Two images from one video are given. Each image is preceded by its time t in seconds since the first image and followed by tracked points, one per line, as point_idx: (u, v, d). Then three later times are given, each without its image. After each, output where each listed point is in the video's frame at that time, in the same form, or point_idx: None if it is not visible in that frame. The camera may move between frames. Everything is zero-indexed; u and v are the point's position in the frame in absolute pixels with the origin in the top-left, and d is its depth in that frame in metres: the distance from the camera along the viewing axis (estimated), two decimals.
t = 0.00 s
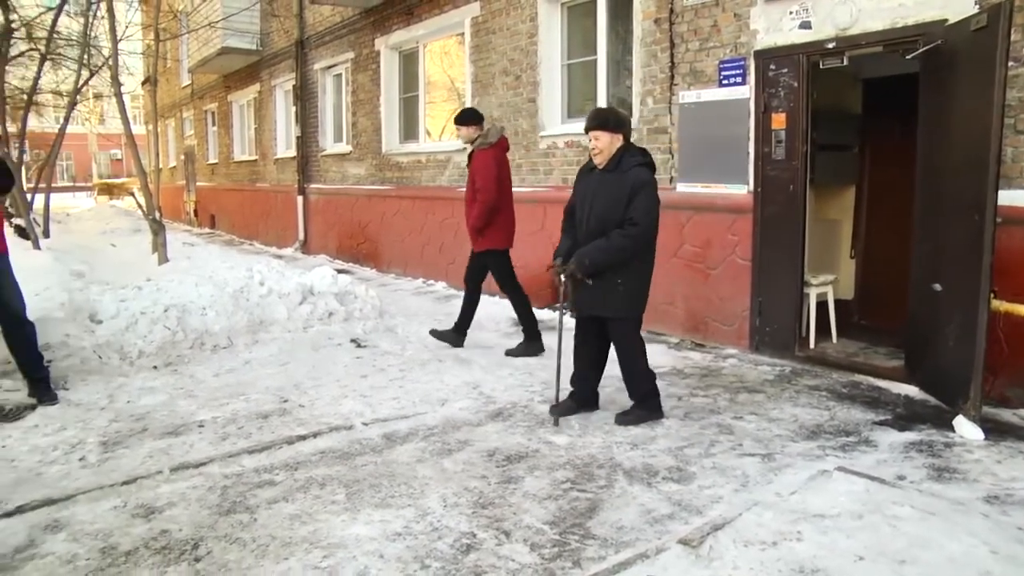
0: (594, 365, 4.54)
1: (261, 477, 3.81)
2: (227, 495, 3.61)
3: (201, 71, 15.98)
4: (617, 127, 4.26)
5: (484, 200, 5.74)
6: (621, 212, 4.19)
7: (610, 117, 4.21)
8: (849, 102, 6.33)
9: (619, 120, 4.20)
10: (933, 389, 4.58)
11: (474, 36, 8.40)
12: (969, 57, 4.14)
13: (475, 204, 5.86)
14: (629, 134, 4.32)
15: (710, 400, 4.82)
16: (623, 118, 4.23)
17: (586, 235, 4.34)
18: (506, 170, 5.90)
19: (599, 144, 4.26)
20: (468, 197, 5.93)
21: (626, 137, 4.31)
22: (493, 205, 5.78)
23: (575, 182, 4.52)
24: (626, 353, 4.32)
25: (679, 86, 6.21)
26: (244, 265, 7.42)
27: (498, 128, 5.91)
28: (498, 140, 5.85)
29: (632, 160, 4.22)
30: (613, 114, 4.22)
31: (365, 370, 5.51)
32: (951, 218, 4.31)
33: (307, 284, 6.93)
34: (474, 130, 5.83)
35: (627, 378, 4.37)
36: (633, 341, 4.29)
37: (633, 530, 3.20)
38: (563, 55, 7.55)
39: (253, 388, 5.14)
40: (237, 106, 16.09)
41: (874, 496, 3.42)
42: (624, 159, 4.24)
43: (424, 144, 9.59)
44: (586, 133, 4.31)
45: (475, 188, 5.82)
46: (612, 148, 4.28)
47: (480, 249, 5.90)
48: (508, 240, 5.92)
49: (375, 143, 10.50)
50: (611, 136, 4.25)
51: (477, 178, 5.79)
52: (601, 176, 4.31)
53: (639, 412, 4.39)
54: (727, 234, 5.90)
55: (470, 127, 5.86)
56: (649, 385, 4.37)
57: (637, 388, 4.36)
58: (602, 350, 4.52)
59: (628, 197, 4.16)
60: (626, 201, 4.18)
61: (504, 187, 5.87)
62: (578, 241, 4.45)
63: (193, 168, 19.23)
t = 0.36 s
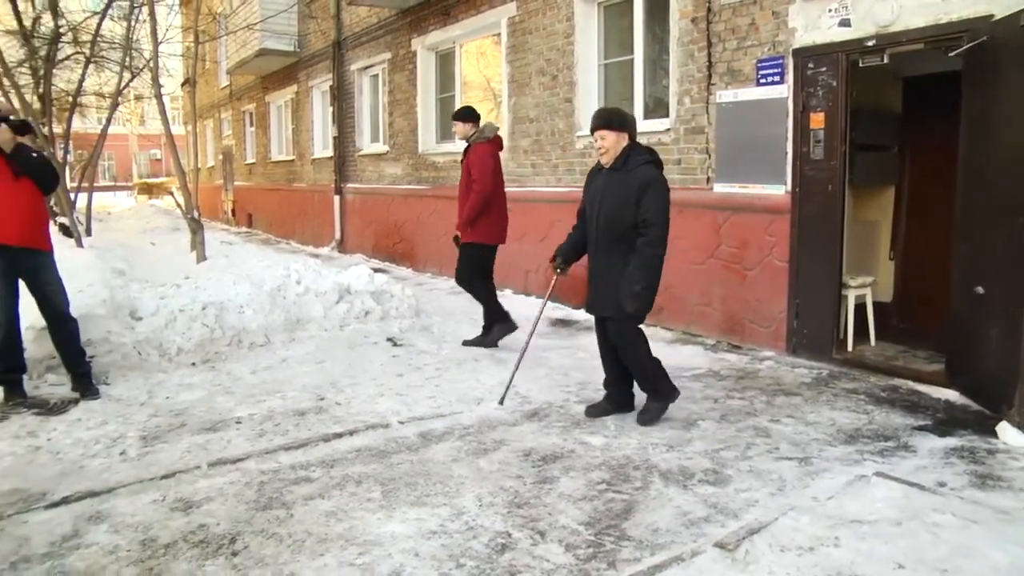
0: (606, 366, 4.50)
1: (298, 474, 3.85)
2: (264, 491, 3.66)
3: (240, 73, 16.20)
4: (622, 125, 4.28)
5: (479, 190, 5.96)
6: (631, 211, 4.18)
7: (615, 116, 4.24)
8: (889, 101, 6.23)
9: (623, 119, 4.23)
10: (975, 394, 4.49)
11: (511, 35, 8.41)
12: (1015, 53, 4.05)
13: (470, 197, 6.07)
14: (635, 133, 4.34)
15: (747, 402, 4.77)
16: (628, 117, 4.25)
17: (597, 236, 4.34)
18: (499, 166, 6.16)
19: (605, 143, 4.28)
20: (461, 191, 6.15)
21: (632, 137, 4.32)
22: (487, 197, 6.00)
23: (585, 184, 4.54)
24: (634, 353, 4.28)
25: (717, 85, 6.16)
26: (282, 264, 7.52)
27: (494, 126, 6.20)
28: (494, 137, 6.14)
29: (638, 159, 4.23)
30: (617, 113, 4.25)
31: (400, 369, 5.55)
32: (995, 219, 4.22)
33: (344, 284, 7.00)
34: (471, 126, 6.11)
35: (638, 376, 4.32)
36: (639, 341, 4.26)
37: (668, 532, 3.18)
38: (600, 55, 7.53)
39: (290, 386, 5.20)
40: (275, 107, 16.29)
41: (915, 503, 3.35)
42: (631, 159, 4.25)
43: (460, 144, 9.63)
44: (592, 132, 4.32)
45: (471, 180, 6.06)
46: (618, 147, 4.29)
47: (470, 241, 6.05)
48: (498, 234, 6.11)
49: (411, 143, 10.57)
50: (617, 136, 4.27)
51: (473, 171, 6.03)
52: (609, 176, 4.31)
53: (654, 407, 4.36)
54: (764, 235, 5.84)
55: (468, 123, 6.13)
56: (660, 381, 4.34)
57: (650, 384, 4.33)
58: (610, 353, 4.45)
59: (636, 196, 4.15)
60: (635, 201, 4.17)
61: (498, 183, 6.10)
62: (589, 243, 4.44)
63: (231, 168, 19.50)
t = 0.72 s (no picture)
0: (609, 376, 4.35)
1: (334, 471, 3.89)
2: (301, 487, 3.70)
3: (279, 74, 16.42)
4: (641, 127, 4.11)
5: (473, 197, 6.01)
6: (653, 216, 4.00)
7: (633, 119, 4.07)
8: (932, 100, 6.10)
9: (641, 121, 4.07)
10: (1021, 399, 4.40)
11: (549, 36, 8.41)
12: None
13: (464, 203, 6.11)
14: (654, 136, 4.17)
15: (784, 405, 4.72)
16: (646, 119, 4.09)
17: (618, 243, 4.15)
18: (496, 172, 6.20)
19: (623, 146, 4.10)
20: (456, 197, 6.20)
21: (651, 139, 4.16)
22: (481, 202, 6.03)
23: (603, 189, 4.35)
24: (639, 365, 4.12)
25: (756, 84, 6.10)
26: (321, 263, 7.60)
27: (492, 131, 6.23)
28: (490, 143, 6.18)
29: (659, 162, 4.05)
30: (635, 115, 4.09)
31: (437, 368, 5.57)
32: None
33: (381, 283, 7.05)
34: (470, 131, 6.16)
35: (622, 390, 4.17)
36: (647, 350, 4.11)
37: (704, 535, 3.15)
38: (638, 54, 7.49)
39: (327, 384, 5.25)
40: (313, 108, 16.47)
41: (956, 510, 3.28)
42: (651, 162, 4.08)
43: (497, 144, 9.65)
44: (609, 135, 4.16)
45: (465, 187, 6.10)
46: (637, 151, 4.12)
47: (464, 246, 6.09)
48: (493, 239, 6.11)
49: (449, 143, 10.62)
50: (635, 138, 4.09)
51: (468, 177, 6.08)
52: (628, 179, 4.13)
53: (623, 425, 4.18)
54: (802, 236, 5.76)
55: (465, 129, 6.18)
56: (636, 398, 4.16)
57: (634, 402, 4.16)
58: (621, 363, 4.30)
59: (658, 201, 3.98)
60: (656, 206, 4.00)
61: (494, 188, 6.14)
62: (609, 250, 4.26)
63: (270, 167, 19.76)
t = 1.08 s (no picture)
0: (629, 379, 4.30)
1: (367, 469, 3.91)
2: (335, 485, 3.74)
3: (314, 75, 16.58)
4: (662, 127, 4.03)
5: (472, 195, 6.05)
6: (669, 219, 3.93)
7: (654, 117, 3.98)
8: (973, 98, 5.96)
9: (662, 119, 3.98)
10: None
11: (583, 36, 8.39)
12: None
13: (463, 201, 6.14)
14: (673, 135, 4.10)
15: (819, 408, 4.66)
16: (667, 117, 4.00)
17: (631, 245, 4.07)
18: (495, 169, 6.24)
19: (643, 145, 4.02)
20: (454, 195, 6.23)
21: (670, 138, 4.08)
22: (480, 200, 6.08)
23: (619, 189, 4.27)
24: (656, 369, 4.08)
25: (791, 84, 6.03)
26: (354, 262, 7.66)
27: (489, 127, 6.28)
28: (489, 140, 6.23)
29: (678, 163, 3.98)
30: (656, 113, 4.00)
31: (470, 368, 5.59)
32: None
33: (414, 283, 7.09)
34: (467, 126, 6.18)
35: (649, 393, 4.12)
36: (661, 355, 4.06)
37: (737, 538, 3.12)
38: (673, 54, 7.45)
39: (360, 383, 5.29)
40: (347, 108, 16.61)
41: (996, 518, 3.21)
42: (670, 162, 4.00)
43: (531, 145, 9.65)
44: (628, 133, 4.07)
45: (465, 185, 6.14)
46: (657, 150, 4.04)
47: (467, 243, 6.08)
48: (493, 235, 6.17)
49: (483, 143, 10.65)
50: (656, 137, 4.01)
51: (467, 174, 6.11)
52: (645, 179, 4.06)
53: (649, 430, 4.13)
54: (838, 237, 5.68)
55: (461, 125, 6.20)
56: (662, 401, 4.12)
57: (659, 405, 4.13)
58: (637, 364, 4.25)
59: (675, 203, 3.91)
60: (672, 208, 3.92)
61: (492, 185, 6.19)
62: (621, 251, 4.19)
63: (305, 168, 19.95)
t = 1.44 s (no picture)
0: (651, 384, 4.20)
1: (402, 467, 3.94)
2: (370, 482, 3.77)
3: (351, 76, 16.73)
4: (679, 125, 3.95)
5: (491, 191, 6.06)
6: (684, 219, 3.87)
7: (671, 115, 3.91)
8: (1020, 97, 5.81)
9: (679, 118, 3.91)
10: None
11: (619, 35, 8.36)
12: None
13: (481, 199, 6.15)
14: (690, 134, 4.03)
15: (856, 412, 4.58)
16: (685, 115, 3.93)
17: (648, 245, 4.05)
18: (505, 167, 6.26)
19: (660, 145, 3.96)
20: (469, 194, 6.24)
21: (688, 136, 4.01)
22: (498, 197, 6.09)
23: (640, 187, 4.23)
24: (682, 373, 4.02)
25: (830, 83, 5.95)
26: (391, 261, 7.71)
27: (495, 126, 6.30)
28: (497, 138, 6.26)
29: (695, 162, 3.90)
30: (672, 112, 3.92)
31: (505, 367, 5.60)
32: None
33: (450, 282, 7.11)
34: (475, 125, 6.20)
35: (679, 394, 4.06)
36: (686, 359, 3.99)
37: (772, 542, 3.08)
38: (710, 53, 7.39)
39: (396, 381, 5.33)
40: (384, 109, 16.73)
41: None
42: (687, 162, 3.94)
43: (567, 145, 9.64)
44: (647, 133, 4.02)
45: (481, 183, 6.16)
46: (674, 149, 3.98)
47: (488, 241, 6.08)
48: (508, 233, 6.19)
49: (519, 143, 10.67)
50: (673, 136, 3.94)
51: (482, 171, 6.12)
52: (662, 178, 4.00)
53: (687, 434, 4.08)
54: (876, 238, 5.59)
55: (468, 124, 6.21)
56: (695, 401, 4.07)
57: (688, 405, 4.06)
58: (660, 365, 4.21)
59: (690, 204, 3.84)
60: (688, 209, 3.86)
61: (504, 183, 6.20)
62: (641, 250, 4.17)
63: (342, 167, 20.14)
